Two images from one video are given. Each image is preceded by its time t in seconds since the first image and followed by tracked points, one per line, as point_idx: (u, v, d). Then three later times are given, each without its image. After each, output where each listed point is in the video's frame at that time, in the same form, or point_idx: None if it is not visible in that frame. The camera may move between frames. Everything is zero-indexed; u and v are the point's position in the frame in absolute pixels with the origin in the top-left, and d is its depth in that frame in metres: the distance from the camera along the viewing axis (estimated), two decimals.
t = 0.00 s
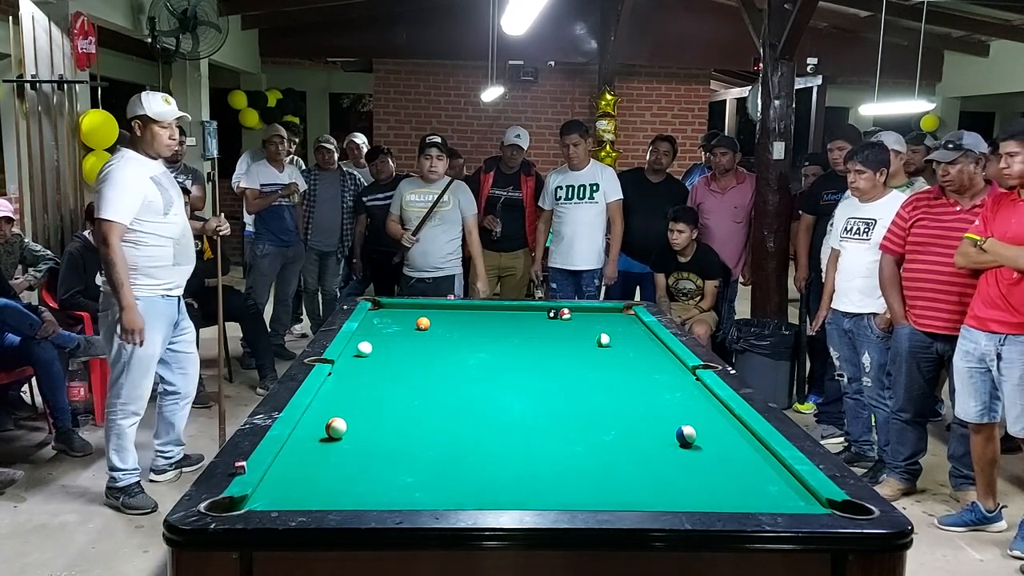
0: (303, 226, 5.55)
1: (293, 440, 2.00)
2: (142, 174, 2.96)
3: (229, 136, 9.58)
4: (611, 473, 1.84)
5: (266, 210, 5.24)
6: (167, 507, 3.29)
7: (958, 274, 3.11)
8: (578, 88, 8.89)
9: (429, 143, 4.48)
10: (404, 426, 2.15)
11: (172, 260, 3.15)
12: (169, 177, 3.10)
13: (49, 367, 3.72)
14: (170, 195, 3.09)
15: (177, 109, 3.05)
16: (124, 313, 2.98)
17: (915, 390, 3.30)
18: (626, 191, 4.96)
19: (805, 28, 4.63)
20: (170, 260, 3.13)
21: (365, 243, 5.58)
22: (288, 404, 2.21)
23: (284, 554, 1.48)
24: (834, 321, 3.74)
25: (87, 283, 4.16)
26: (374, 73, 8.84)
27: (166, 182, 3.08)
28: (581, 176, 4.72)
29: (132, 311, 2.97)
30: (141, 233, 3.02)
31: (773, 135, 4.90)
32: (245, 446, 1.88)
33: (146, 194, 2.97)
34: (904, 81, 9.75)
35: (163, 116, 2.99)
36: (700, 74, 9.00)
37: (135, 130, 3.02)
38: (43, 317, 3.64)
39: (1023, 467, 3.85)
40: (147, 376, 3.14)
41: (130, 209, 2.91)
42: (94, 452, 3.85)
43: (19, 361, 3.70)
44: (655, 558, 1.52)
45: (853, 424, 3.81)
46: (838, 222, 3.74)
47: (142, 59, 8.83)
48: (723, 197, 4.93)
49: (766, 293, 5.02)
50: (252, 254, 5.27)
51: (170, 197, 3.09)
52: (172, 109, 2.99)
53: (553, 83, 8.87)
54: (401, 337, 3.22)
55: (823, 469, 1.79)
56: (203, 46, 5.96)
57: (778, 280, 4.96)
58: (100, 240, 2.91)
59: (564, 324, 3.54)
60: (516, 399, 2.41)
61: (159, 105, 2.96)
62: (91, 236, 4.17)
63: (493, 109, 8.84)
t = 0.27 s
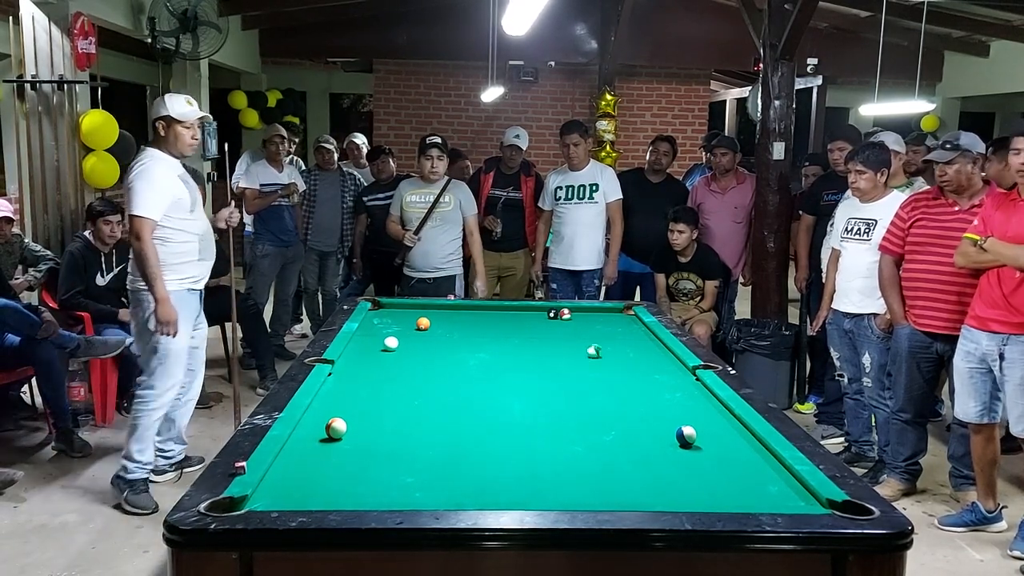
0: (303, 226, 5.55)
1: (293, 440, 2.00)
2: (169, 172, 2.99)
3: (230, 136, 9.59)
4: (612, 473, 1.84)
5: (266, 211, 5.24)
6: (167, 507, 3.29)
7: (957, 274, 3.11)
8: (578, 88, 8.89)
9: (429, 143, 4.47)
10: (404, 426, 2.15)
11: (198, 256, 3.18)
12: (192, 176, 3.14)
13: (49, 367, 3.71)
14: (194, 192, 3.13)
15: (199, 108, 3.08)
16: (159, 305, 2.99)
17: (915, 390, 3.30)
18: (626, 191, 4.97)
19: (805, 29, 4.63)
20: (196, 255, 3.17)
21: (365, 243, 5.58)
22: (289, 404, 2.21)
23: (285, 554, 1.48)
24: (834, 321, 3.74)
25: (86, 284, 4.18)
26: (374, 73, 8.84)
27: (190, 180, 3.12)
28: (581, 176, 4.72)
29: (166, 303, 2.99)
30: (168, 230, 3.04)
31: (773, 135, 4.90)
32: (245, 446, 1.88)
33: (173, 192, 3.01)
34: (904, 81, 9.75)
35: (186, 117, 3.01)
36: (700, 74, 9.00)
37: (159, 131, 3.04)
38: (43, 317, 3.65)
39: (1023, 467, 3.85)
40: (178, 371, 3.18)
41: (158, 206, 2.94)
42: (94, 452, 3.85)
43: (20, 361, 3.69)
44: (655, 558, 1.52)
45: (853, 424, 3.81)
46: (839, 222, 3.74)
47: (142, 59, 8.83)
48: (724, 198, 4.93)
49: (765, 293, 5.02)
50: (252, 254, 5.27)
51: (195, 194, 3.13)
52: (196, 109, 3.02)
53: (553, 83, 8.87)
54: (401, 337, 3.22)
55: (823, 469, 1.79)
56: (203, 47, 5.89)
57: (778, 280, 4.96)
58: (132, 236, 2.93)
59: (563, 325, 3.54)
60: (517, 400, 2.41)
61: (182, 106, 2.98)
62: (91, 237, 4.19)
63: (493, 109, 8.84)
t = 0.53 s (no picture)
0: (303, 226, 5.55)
1: (293, 440, 2.00)
2: (198, 169, 3.13)
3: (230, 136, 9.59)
4: (612, 473, 1.84)
5: (266, 210, 5.23)
6: (167, 507, 3.29)
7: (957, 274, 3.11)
8: (579, 88, 8.88)
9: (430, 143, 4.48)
10: (405, 425, 2.15)
11: (224, 249, 3.32)
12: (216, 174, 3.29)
13: (48, 366, 3.71)
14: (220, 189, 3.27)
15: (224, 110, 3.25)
16: (199, 296, 3.15)
17: (915, 390, 3.30)
18: (626, 191, 4.97)
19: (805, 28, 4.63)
20: (223, 248, 3.30)
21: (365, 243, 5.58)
22: (288, 404, 2.21)
23: (285, 554, 1.48)
24: (834, 321, 3.74)
25: (87, 283, 4.18)
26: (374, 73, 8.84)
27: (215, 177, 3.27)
28: (581, 176, 4.72)
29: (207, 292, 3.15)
30: (199, 224, 3.18)
31: (774, 135, 4.89)
32: (245, 446, 1.88)
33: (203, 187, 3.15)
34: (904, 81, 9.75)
35: (212, 116, 3.19)
36: (700, 74, 8.99)
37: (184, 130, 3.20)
38: (43, 317, 3.67)
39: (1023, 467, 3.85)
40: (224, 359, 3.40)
41: (190, 201, 3.08)
42: (93, 452, 3.85)
43: (19, 361, 3.71)
44: (656, 558, 1.51)
45: (854, 424, 3.81)
46: (840, 222, 3.74)
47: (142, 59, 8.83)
48: (724, 197, 4.93)
49: (766, 293, 5.02)
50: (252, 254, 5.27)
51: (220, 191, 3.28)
52: (222, 110, 3.20)
53: (553, 83, 8.87)
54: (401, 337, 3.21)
55: (823, 469, 1.79)
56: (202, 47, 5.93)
57: (778, 280, 4.96)
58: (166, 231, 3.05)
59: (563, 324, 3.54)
60: (518, 399, 2.41)
61: (208, 106, 3.15)
62: (90, 237, 4.18)
63: (493, 109, 8.83)
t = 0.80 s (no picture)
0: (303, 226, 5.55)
1: (293, 440, 2.00)
2: (237, 173, 3.20)
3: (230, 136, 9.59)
4: (613, 473, 1.84)
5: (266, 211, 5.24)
6: (168, 507, 3.29)
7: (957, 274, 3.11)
8: (579, 88, 8.88)
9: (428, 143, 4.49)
10: (406, 426, 2.15)
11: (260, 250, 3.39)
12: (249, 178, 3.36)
13: (49, 366, 3.69)
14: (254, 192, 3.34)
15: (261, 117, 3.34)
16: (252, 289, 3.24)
17: (915, 390, 3.30)
18: (626, 191, 4.97)
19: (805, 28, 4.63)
20: (259, 249, 3.37)
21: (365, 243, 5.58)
22: (289, 404, 2.21)
23: (285, 554, 1.48)
24: (834, 321, 3.74)
25: (88, 283, 4.18)
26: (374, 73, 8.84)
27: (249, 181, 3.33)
28: (580, 176, 4.72)
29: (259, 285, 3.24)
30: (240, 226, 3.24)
31: (774, 135, 4.90)
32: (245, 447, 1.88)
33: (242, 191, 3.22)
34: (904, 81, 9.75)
35: (250, 123, 3.27)
36: (700, 74, 8.99)
37: (223, 136, 3.27)
38: (43, 317, 3.70)
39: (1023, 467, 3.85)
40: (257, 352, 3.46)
41: (231, 204, 3.14)
42: (93, 452, 3.85)
43: (20, 361, 3.69)
44: (656, 558, 1.51)
45: (854, 424, 3.81)
46: (839, 222, 3.73)
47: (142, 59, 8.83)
48: (724, 197, 4.93)
49: (766, 294, 5.02)
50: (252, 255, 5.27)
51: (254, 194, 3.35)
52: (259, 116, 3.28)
53: (553, 83, 8.87)
54: (401, 337, 3.21)
55: (823, 469, 1.79)
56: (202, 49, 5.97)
57: (778, 280, 4.96)
58: (209, 233, 3.10)
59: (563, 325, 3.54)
60: (518, 399, 2.41)
61: (247, 113, 3.25)
62: (90, 237, 4.18)
63: (493, 109, 8.83)
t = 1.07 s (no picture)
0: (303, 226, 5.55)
1: (293, 440, 2.00)
2: (295, 177, 3.43)
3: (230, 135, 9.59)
4: (612, 473, 1.84)
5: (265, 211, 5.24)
6: (168, 507, 3.29)
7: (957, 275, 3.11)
8: (578, 88, 8.88)
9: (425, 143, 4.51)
10: (406, 425, 2.15)
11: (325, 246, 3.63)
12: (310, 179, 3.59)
13: (49, 366, 3.70)
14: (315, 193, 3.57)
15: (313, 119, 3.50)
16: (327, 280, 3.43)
17: (915, 390, 3.31)
18: (625, 191, 4.97)
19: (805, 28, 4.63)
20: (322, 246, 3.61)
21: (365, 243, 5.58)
22: (288, 404, 2.21)
23: (285, 554, 1.48)
24: (834, 320, 3.74)
25: (87, 283, 4.18)
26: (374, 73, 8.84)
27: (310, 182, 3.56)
28: (579, 176, 4.73)
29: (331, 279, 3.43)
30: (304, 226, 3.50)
31: (773, 135, 4.90)
32: (245, 446, 1.88)
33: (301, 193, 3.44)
34: (904, 81, 9.75)
35: (303, 126, 3.44)
36: (700, 73, 8.99)
37: (278, 140, 3.45)
38: (43, 317, 3.69)
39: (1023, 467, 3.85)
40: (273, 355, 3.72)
41: (292, 207, 3.39)
42: (94, 451, 3.85)
43: (19, 361, 3.67)
44: (656, 558, 1.51)
45: (854, 424, 3.81)
46: (838, 221, 3.73)
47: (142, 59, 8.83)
48: (724, 197, 4.87)
49: (765, 293, 5.02)
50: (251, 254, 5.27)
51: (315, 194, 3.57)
52: (311, 120, 3.44)
53: (553, 82, 8.87)
54: (401, 337, 3.21)
55: (823, 468, 1.79)
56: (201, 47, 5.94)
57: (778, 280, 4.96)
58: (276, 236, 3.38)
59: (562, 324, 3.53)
60: (518, 399, 2.41)
61: (300, 117, 3.41)
62: (91, 236, 4.22)
63: (493, 109, 8.82)
